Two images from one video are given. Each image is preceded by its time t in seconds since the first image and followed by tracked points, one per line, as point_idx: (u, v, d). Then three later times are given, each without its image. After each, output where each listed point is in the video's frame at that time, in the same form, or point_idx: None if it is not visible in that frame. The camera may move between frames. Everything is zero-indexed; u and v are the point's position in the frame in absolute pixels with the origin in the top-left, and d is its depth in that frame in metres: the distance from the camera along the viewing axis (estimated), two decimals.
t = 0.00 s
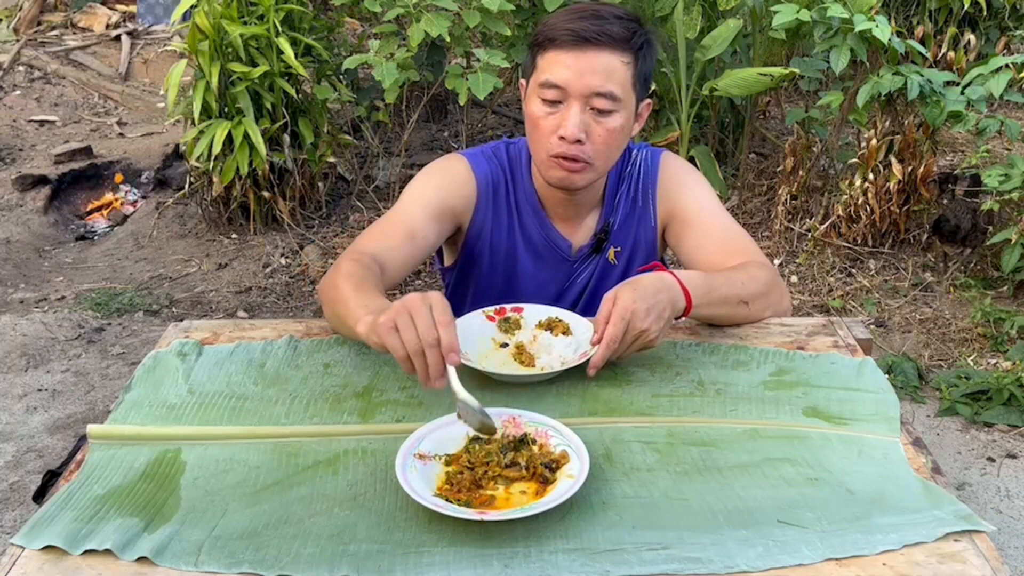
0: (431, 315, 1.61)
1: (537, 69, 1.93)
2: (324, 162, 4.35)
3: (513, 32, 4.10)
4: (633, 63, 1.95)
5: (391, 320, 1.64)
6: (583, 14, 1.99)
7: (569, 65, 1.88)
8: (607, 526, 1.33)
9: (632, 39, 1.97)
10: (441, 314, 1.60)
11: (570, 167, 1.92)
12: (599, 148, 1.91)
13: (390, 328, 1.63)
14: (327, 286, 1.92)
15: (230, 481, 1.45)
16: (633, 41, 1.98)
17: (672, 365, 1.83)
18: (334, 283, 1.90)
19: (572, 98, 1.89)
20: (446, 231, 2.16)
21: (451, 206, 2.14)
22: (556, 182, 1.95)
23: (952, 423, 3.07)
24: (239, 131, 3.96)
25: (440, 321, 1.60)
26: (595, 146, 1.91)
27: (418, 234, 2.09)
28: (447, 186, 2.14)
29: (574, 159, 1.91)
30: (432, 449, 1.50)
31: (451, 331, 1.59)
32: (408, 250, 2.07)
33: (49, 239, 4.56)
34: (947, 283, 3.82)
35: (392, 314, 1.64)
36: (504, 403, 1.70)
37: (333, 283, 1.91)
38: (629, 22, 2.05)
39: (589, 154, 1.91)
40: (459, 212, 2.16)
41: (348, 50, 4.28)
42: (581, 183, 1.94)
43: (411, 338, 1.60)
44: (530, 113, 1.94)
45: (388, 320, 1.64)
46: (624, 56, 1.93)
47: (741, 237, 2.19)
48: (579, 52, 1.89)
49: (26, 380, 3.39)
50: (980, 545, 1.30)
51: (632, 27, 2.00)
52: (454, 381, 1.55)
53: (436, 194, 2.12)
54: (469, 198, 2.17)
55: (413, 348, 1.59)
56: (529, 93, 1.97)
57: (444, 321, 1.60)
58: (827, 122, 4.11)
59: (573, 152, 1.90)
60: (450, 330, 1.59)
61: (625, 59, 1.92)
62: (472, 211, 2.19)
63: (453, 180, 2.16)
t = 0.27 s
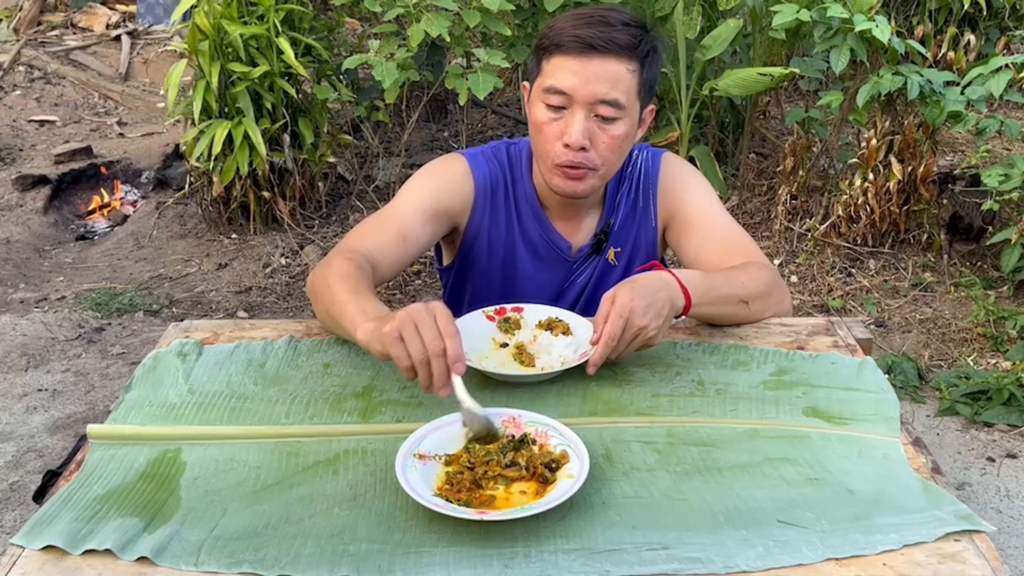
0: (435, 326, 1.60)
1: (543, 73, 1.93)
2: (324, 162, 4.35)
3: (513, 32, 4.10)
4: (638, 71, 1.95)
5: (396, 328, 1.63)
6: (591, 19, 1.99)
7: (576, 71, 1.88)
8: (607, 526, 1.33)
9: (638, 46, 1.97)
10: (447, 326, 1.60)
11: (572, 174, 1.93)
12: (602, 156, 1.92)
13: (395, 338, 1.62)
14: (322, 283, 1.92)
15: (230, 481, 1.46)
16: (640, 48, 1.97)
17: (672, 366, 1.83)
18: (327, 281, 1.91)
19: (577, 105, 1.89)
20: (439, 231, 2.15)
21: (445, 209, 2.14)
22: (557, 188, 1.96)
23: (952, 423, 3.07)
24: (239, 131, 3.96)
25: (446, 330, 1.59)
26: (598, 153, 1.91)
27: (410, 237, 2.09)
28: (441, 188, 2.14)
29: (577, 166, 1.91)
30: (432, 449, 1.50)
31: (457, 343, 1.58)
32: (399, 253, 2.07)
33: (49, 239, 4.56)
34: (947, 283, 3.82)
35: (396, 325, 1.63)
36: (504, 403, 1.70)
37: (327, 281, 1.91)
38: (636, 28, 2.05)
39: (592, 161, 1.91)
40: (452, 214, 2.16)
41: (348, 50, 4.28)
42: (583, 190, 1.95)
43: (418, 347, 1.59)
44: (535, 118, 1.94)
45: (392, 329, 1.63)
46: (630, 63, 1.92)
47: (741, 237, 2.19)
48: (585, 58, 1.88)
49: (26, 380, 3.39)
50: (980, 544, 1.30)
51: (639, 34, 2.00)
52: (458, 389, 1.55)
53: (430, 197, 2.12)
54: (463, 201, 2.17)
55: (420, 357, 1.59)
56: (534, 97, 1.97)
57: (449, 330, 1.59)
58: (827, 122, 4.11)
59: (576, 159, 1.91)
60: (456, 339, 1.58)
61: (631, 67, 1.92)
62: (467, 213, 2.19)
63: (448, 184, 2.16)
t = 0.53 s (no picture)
0: (398, 325, 1.61)
1: (541, 71, 1.93)
2: (324, 162, 4.35)
3: (513, 32, 4.10)
4: (636, 69, 1.95)
5: (362, 326, 1.63)
6: (589, 18, 1.99)
7: (573, 69, 1.88)
8: (607, 526, 1.33)
9: (637, 45, 1.97)
10: (411, 325, 1.60)
11: (569, 172, 1.93)
12: (600, 154, 1.92)
13: (358, 335, 1.63)
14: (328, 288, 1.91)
15: (230, 481, 1.46)
16: (638, 46, 1.97)
17: (672, 365, 1.83)
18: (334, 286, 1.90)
19: (574, 104, 1.89)
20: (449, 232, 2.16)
21: (454, 208, 2.14)
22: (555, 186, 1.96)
23: (952, 423, 3.07)
24: (239, 131, 3.96)
25: (408, 327, 1.60)
26: (596, 151, 1.91)
27: (423, 237, 2.09)
28: (449, 188, 2.14)
29: (575, 164, 1.91)
30: (432, 450, 1.50)
31: (419, 342, 1.58)
32: (412, 254, 2.06)
33: (49, 239, 4.56)
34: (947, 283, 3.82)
35: (359, 322, 1.64)
36: (505, 403, 1.70)
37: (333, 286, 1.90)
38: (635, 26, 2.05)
39: (590, 159, 1.91)
40: (461, 214, 2.16)
41: (348, 50, 4.28)
42: (581, 188, 1.95)
43: (380, 344, 1.59)
44: (533, 116, 1.94)
45: (358, 327, 1.64)
46: (628, 61, 1.92)
47: (741, 237, 2.19)
48: (583, 57, 1.88)
49: (26, 380, 3.39)
50: (980, 545, 1.30)
51: (638, 33, 2.00)
52: (419, 396, 1.51)
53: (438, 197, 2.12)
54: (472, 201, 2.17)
55: (381, 355, 1.59)
56: (532, 95, 1.97)
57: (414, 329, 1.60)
58: (827, 122, 4.11)
59: (573, 157, 1.91)
60: (418, 339, 1.58)
61: (629, 65, 1.92)
62: (473, 214, 2.19)
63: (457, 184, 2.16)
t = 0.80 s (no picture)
0: (409, 363, 1.46)
1: (542, 73, 1.93)
2: (324, 162, 4.35)
3: (513, 32, 4.10)
4: (637, 71, 1.95)
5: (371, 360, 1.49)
6: (590, 19, 1.99)
7: (574, 70, 1.88)
8: (607, 526, 1.33)
9: (637, 46, 1.97)
10: (423, 366, 1.44)
11: (570, 173, 1.93)
12: (600, 156, 1.92)
13: (367, 371, 1.49)
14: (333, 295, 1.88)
15: (230, 481, 1.46)
16: (639, 48, 1.97)
17: (672, 366, 1.83)
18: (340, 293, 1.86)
19: (575, 105, 1.89)
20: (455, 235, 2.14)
21: (460, 211, 2.12)
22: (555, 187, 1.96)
23: (952, 423, 3.07)
24: (239, 131, 3.96)
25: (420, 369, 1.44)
26: (596, 152, 1.91)
27: (432, 242, 2.06)
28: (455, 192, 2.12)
29: (575, 165, 1.91)
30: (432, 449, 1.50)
31: (433, 386, 1.43)
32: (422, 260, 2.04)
33: (49, 239, 4.56)
34: (947, 283, 3.82)
35: (365, 359, 1.50)
36: (505, 404, 1.70)
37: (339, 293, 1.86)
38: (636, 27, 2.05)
39: (590, 160, 1.91)
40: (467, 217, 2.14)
41: (348, 50, 4.28)
42: (580, 189, 1.95)
43: (390, 385, 1.45)
44: (533, 117, 1.95)
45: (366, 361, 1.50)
46: (629, 63, 1.92)
47: (741, 237, 2.19)
48: (583, 58, 1.88)
49: (26, 380, 3.39)
50: (980, 544, 1.30)
51: (638, 34, 2.00)
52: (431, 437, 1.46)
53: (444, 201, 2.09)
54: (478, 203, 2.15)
55: (391, 397, 1.45)
56: (533, 96, 1.97)
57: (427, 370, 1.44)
58: (827, 122, 4.11)
59: (573, 159, 1.91)
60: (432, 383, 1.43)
61: (630, 67, 1.92)
62: (479, 217, 2.17)
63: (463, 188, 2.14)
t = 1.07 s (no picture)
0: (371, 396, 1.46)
1: (542, 73, 1.93)
2: (324, 162, 4.35)
3: (513, 32, 4.11)
4: (637, 72, 1.94)
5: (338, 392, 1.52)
6: (591, 19, 1.98)
7: (574, 71, 1.87)
8: (607, 526, 1.33)
9: (638, 47, 1.96)
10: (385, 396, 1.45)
11: (569, 174, 1.93)
12: (600, 156, 1.92)
13: (337, 401, 1.51)
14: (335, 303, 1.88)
15: (230, 481, 1.46)
16: (640, 48, 1.97)
17: (672, 365, 1.83)
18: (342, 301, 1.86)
19: (575, 106, 1.88)
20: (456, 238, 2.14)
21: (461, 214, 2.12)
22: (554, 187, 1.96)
23: (952, 423, 3.07)
24: (239, 131, 3.97)
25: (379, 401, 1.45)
26: (596, 153, 1.91)
27: (434, 246, 2.06)
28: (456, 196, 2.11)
29: (575, 166, 1.92)
30: (432, 450, 1.50)
31: (394, 416, 1.44)
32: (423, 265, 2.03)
33: (49, 239, 4.56)
34: (947, 283, 3.82)
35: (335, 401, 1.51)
36: (505, 404, 1.70)
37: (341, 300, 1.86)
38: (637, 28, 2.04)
39: (590, 161, 1.92)
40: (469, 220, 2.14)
41: (348, 50, 4.28)
42: (579, 189, 1.95)
43: (355, 416, 1.48)
44: (533, 117, 1.95)
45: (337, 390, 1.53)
46: (629, 64, 1.92)
47: (740, 237, 2.19)
48: (583, 59, 1.88)
49: (26, 380, 3.39)
50: (980, 544, 1.30)
51: (639, 35, 1.99)
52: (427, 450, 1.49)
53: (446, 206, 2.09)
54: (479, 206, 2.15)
55: (359, 427, 1.48)
56: (533, 97, 1.96)
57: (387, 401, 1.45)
58: (827, 122, 4.10)
59: (573, 159, 1.91)
60: (392, 414, 1.44)
61: (630, 68, 1.92)
62: (482, 219, 2.17)
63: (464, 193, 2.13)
